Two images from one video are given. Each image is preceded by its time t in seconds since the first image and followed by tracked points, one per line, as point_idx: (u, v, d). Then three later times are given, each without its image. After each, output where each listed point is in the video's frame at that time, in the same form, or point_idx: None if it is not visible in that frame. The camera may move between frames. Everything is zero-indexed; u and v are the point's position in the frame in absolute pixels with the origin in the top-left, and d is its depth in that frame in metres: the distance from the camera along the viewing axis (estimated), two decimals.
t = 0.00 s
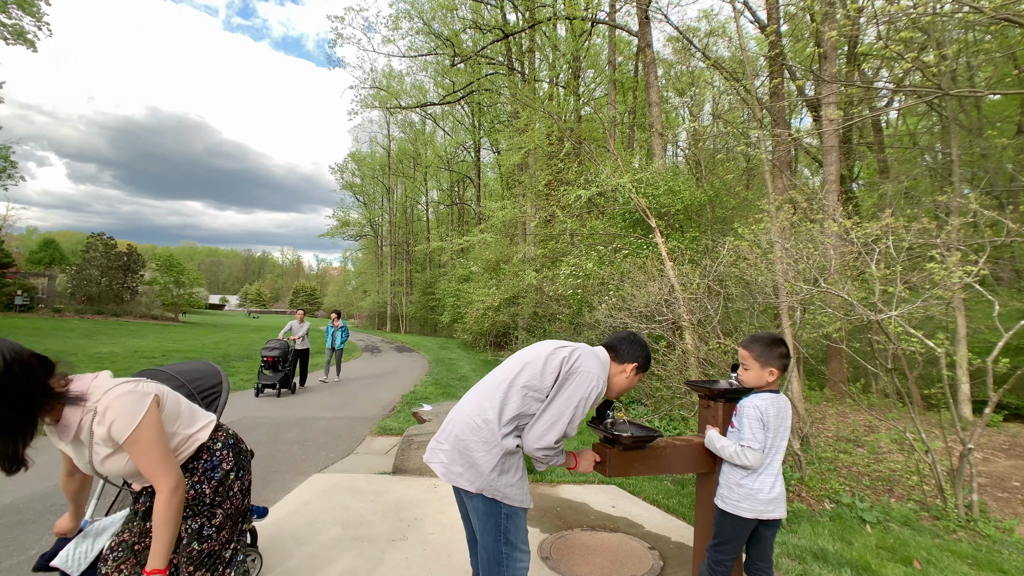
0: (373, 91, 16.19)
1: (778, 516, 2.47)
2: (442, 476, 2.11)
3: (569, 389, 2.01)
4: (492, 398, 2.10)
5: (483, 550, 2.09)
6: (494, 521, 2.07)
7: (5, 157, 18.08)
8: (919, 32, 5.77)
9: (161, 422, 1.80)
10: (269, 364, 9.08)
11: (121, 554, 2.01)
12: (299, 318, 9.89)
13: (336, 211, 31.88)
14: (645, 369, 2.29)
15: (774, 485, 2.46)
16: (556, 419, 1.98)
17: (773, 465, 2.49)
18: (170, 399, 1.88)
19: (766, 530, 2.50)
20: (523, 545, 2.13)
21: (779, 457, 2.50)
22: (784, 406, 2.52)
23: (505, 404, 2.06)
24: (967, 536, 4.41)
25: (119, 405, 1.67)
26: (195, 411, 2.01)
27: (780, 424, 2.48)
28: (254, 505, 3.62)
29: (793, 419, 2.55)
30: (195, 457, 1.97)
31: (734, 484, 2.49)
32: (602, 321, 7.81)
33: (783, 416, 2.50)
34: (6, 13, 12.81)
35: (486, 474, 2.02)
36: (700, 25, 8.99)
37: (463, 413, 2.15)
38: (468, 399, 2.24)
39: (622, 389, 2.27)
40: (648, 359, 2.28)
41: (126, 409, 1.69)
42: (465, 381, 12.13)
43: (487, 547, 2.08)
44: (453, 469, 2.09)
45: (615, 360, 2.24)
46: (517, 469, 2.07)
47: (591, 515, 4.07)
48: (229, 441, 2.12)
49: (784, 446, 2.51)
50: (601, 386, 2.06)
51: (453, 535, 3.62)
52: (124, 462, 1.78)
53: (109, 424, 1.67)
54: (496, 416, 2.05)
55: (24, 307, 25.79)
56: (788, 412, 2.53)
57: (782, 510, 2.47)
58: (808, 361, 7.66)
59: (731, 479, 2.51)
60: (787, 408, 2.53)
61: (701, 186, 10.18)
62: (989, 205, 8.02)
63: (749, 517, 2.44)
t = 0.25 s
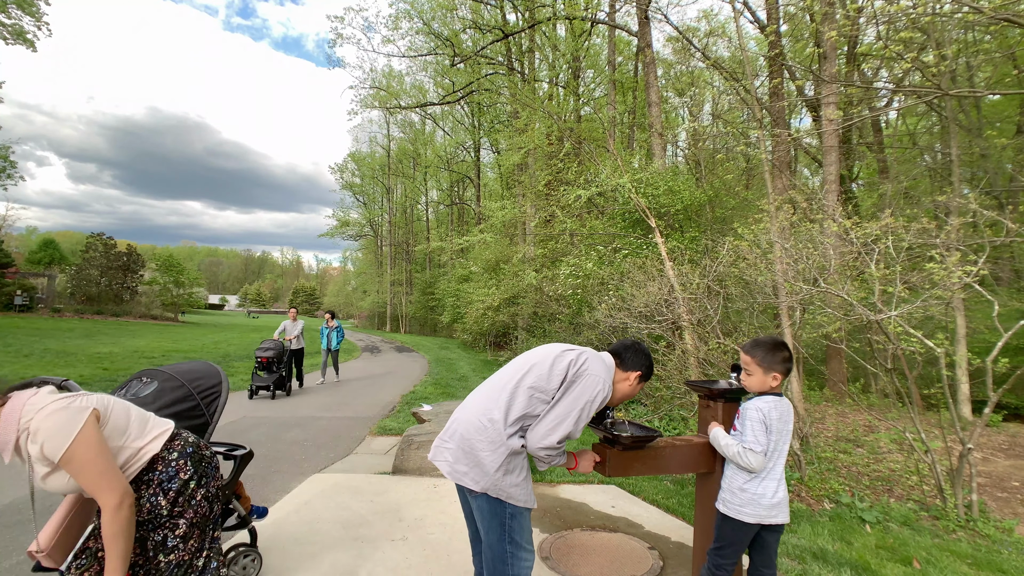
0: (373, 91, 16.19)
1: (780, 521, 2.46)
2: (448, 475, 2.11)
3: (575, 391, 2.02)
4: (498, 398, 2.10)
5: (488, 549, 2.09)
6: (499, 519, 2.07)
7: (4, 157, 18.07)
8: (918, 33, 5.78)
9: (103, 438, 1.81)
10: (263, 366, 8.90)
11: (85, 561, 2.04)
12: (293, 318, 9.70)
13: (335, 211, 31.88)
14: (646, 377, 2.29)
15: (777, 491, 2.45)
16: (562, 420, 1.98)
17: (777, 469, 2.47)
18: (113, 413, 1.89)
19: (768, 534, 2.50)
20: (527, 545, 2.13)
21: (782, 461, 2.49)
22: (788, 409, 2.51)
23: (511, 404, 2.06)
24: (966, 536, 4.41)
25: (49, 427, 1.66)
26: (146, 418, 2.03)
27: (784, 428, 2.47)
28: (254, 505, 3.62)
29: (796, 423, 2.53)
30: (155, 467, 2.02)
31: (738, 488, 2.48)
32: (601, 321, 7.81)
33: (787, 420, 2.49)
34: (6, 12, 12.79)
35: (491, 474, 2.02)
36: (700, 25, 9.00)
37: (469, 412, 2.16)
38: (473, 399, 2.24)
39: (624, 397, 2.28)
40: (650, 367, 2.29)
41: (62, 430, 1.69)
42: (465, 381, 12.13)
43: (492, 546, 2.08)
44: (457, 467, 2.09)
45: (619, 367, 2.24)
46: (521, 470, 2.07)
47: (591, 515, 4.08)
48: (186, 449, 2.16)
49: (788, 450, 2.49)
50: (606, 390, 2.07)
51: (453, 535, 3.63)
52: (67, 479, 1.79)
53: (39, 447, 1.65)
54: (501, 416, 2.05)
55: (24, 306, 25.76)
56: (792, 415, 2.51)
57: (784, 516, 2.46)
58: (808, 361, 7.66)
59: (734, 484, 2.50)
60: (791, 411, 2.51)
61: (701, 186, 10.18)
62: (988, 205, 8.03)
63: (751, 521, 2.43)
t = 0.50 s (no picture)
0: (373, 91, 16.19)
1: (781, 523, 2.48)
2: (450, 474, 2.11)
3: (578, 391, 2.02)
4: (501, 398, 2.10)
5: (489, 548, 2.09)
6: (501, 517, 2.07)
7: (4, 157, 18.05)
8: (918, 33, 5.79)
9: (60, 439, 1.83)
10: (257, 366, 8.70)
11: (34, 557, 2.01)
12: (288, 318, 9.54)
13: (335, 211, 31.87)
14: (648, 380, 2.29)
15: (780, 493, 2.46)
16: (564, 420, 1.97)
17: (779, 471, 2.48)
18: (75, 416, 1.91)
19: (770, 538, 2.50)
20: (528, 544, 2.13)
21: (784, 463, 2.50)
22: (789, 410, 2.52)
23: (515, 404, 2.06)
24: (966, 536, 4.41)
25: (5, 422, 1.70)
26: (112, 424, 2.03)
27: (785, 429, 2.47)
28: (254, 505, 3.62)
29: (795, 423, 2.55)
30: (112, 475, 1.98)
31: (742, 493, 2.47)
32: (601, 321, 7.81)
33: (787, 421, 2.50)
34: (5, 12, 12.78)
35: (493, 474, 2.02)
36: (699, 25, 9.00)
37: (473, 411, 2.16)
38: (476, 398, 2.24)
39: (625, 398, 2.28)
40: (651, 370, 2.29)
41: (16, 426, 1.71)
42: (465, 380, 12.13)
43: (493, 545, 2.08)
44: (460, 466, 2.08)
45: (621, 369, 2.24)
46: (524, 469, 2.07)
47: (591, 515, 4.07)
48: (151, 459, 2.10)
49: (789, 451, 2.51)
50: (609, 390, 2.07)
51: (452, 535, 3.62)
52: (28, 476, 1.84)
53: None
54: (504, 416, 2.05)
55: (24, 306, 25.74)
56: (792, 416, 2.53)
57: (786, 518, 2.47)
58: (808, 361, 7.66)
59: (739, 488, 2.49)
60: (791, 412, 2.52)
61: (700, 186, 10.18)
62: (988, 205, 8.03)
63: (756, 526, 2.43)
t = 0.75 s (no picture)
0: (372, 91, 16.19)
1: (784, 529, 2.47)
2: (451, 474, 2.11)
3: (581, 391, 2.02)
4: (503, 398, 2.10)
5: (490, 548, 2.09)
6: (502, 517, 2.07)
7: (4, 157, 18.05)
8: (917, 33, 5.79)
9: None
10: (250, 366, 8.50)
11: None
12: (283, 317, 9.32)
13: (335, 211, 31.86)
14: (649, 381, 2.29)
15: (778, 499, 2.47)
16: (566, 420, 1.97)
17: (776, 477, 2.47)
18: (18, 408, 1.69)
19: (776, 546, 2.51)
20: (529, 544, 2.14)
21: (779, 468, 2.49)
22: (778, 412, 2.50)
23: (517, 404, 2.06)
24: (965, 535, 4.41)
25: None
26: (59, 424, 1.74)
27: (774, 433, 2.46)
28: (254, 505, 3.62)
29: (788, 423, 2.53)
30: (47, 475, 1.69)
31: (740, 504, 2.48)
32: (600, 321, 7.81)
33: (777, 424, 2.48)
34: (5, 12, 12.79)
35: (495, 473, 2.02)
36: (699, 25, 9.00)
37: (474, 411, 2.16)
38: (477, 397, 2.24)
39: (627, 399, 2.28)
40: (653, 370, 2.28)
41: None
42: (464, 380, 12.13)
43: (494, 544, 2.08)
44: (461, 466, 2.09)
45: (623, 370, 2.24)
46: (525, 469, 2.07)
47: (591, 514, 4.07)
48: (95, 463, 1.78)
49: (783, 455, 2.49)
50: (611, 391, 2.07)
51: (452, 535, 3.63)
52: None
53: None
54: (506, 416, 2.05)
55: (24, 306, 25.73)
56: (783, 417, 2.51)
57: (788, 525, 2.48)
58: (807, 361, 7.66)
59: (737, 500, 2.50)
60: (781, 414, 2.50)
61: (700, 186, 10.18)
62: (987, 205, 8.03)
63: (758, 537, 2.44)
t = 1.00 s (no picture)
0: (372, 91, 16.18)
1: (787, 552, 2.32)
2: (452, 474, 2.12)
3: (582, 391, 2.02)
4: (504, 398, 2.10)
5: (491, 548, 2.09)
6: (502, 517, 2.07)
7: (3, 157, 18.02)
8: (917, 33, 5.80)
9: None
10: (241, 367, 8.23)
11: None
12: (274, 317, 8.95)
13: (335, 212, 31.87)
14: (649, 380, 2.29)
15: (784, 522, 2.29)
16: (567, 420, 1.97)
17: (781, 497, 2.30)
18: None
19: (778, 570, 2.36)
20: (530, 545, 2.14)
21: (784, 487, 2.32)
22: (780, 425, 2.33)
23: (519, 403, 2.06)
24: (965, 536, 4.41)
25: None
26: None
27: (777, 448, 2.30)
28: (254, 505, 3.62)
29: (791, 436, 2.37)
30: None
31: (743, 527, 2.31)
32: (600, 321, 7.81)
33: (780, 437, 2.31)
34: (4, 12, 12.76)
35: (496, 473, 2.02)
36: (699, 25, 9.01)
37: (475, 411, 2.16)
38: (479, 398, 2.24)
39: (627, 398, 2.28)
40: (653, 370, 2.28)
41: None
42: (464, 380, 12.13)
43: (495, 545, 2.09)
44: (463, 465, 2.09)
45: (624, 370, 2.24)
46: (526, 469, 2.07)
47: (590, 515, 4.07)
48: None
49: (788, 472, 2.32)
50: (612, 390, 2.07)
51: (452, 535, 3.62)
52: None
53: None
54: (507, 416, 2.05)
55: (23, 306, 25.71)
56: (786, 431, 2.34)
57: (790, 546, 2.32)
58: (807, 361, 7.67)
59: (739, 522, 2.32)
60: (784, 426, 2.34)
61: (699, 186, 10.18)
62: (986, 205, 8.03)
63: (762, 564, 2.27)
